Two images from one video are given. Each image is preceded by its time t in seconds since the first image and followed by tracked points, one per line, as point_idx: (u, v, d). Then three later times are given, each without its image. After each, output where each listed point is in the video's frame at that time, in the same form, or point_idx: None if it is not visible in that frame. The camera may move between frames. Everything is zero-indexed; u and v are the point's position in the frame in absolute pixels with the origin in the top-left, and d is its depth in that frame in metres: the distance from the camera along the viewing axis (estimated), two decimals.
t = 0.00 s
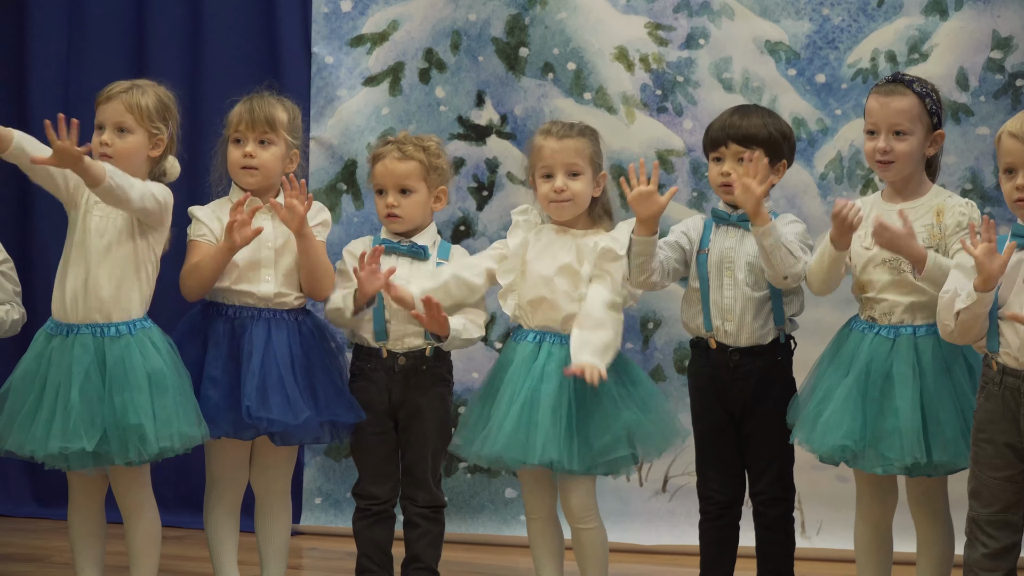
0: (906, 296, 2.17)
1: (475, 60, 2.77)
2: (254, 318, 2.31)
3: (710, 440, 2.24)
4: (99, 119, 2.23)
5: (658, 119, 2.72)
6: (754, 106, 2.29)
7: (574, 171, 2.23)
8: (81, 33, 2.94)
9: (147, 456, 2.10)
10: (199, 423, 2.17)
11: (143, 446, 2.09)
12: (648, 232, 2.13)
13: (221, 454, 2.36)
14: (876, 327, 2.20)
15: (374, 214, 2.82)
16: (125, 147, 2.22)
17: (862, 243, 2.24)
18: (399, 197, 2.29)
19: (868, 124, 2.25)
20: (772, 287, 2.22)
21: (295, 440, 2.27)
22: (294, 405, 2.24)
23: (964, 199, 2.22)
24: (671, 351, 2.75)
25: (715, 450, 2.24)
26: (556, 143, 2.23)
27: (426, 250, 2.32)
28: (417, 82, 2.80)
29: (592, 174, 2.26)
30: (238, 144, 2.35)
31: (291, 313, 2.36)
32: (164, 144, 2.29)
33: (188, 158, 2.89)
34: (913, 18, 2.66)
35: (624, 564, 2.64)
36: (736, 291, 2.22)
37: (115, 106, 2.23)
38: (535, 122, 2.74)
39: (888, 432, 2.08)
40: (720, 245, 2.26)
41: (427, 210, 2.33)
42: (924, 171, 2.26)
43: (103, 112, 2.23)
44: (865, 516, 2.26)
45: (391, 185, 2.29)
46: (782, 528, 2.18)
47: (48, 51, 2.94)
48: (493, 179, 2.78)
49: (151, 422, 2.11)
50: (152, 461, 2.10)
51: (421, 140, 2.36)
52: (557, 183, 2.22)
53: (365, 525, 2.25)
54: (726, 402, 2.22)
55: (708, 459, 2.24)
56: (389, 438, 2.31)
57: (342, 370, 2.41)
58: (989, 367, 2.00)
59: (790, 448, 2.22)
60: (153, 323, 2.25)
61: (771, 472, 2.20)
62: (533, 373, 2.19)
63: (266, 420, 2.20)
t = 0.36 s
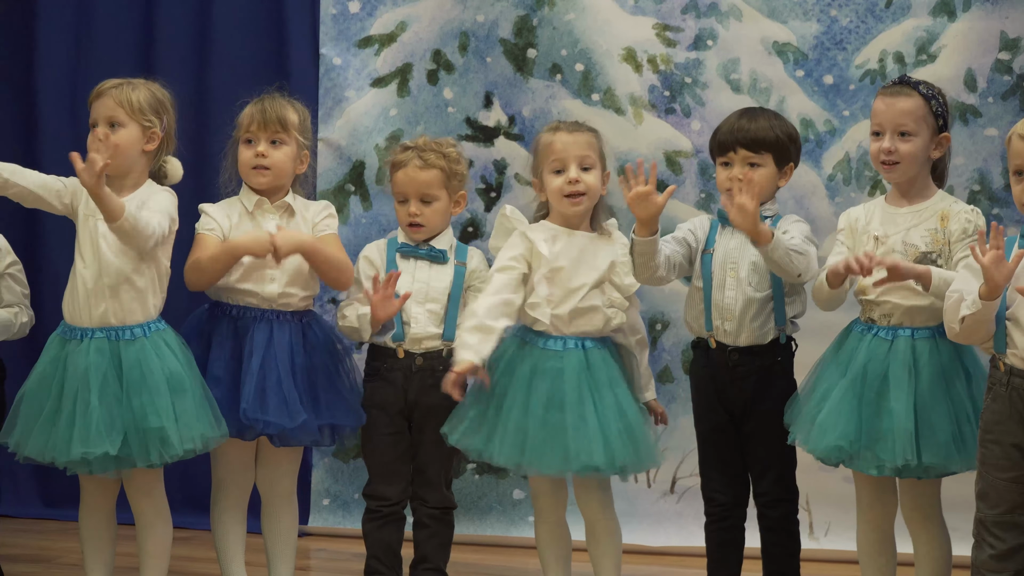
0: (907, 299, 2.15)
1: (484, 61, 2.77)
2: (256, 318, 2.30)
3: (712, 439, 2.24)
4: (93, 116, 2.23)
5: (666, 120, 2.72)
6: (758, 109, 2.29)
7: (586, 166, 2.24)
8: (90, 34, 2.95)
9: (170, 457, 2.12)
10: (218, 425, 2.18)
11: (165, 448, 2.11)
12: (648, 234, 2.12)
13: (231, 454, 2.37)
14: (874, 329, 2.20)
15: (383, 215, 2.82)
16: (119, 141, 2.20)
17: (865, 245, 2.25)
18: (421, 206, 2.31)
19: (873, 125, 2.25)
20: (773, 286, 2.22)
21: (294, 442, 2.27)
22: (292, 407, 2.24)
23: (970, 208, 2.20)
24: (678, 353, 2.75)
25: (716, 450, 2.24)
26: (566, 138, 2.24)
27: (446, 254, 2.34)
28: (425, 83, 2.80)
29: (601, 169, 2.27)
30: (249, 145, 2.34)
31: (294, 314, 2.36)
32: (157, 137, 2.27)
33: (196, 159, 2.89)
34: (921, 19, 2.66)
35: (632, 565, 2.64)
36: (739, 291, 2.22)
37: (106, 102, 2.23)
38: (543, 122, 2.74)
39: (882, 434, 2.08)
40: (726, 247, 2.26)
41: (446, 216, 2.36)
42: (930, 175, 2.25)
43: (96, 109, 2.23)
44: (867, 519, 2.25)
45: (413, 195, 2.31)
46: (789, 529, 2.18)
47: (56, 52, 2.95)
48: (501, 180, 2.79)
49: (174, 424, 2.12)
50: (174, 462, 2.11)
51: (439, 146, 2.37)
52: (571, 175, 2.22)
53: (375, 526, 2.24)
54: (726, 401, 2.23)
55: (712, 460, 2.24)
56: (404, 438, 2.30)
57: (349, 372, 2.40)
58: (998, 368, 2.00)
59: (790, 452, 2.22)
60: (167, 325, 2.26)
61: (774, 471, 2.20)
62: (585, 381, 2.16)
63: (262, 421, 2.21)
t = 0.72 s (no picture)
0: (913, 297, 2.16)
1: (490, 61, 2.77)
2: (257, 320, 2.29)
3: (719, 438, 2.24)
4: (85, 124, 2.22)
5: (672, 120, 2.72)
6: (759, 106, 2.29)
7: (587, 165, 2.25)
8: (96, 35, 2.95)
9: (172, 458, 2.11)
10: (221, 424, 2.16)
11: (167, 449, 2.10)
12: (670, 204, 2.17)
13: (234, 456, 2.35)
14: (881, 329, 2.19)
15: (389, 214, 2.82)
16: (113, 149, 2.20)
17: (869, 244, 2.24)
18: (430, 197, 2.30)
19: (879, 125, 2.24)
20: (777, 281, 2.21)
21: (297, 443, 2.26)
22: (295, 408, 2.23)
23: (975, 208, 2.21)
24: (685, 352, 2.75)
25: (722, 448, 2.24)
26: (569, 137, 2.25)
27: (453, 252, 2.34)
28: (431, 83, 2.80)
29: (605, 167, 2.28)
30: (252, 142, 2.32)
31: (297, 316, 2.33)
32: (151, 137, 2.26)
33: (203, 160, 2.90)
34: (928, 19, 2.66)
35: (638, 565, 2.64)
36: (742, 283, 2.22)
37: (95, 109, 2.21)
38: (550, 122, 2.74)
39: (893, 434, 2.08)
40: (727, 242, 2.26)
41: (455, 209, 2.35)
42: (932, 176, 2.25)
43: (86, 117, 2.21)
44: (874, 518, 2.24)
45: (420, 185, 2.30)
46: (795, 528, 2.17)
47: (63, 52, 2.95)
48: (508, 180, 2.78)
49: (176, 425, 2.11)
50: (177, 463, 2.10)
51: (444, 142, 2.37)
52: (573, 177, 2.23)
53: (383, 526, 2.25)
54: (732, 400, 2.22)
55: (719, 459, 2.24)
56: (412, 439, 2.29)
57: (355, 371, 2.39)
58: (1000, 367, 1.99)
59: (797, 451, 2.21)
60: (173, 324, 2.25)
61: (780, 469, 2.19)
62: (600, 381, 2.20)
63: (263, 422, 2.20)
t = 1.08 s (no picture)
0: (921, 299, 2.15)
1: (497, 61, 2.77)
2: (262, 326, 2.27)
3: (725, 440, 2.22)
4: (97, 123, 2.21)
5: (679, 121, 2.72)
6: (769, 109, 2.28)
7: (583, 168, 2.25)
8: (103, 35, 2.96)
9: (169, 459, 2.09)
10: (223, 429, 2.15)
11: (165, 452, 2.08)
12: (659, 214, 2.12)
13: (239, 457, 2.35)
14: (888, 331, 2.19)
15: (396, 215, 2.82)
16: (127, 147, 2.19)
17: (875, 242, 2.24)
18: (434, 196, 2.28)
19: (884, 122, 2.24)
20: (783, 285, 2.20)
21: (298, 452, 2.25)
22: (297, 419, 2.22)
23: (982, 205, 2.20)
24: (692, 352, 2.76)
25: (728, 451, 2.22)
26: (572, 138, 2.27)
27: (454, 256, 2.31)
28: (438, 84, 2.80)
29: (603, 172, 2.26)
30: (259, 144, 2.32)
31: (300, 320, 2.32)
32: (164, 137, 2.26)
33: (209, 161, 2.90)
34: (935, 19, 2.66)
35: (645, 565, 2.64)
36: (749, 287, 2.21)
37: (110, 108, 2.20)
38: (557, 122, 2.74)
39: (902, 440, 2.09)
40: (735, 246, 2.25)
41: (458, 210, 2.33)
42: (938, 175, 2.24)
43: (99, 116, 2.21)
44: (881, 520, 2.24)
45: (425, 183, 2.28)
46: (800, 529, 2.16)
47: (70, 53, 2.96)
48: (514, 180, 2.78)
49: (177, 428, 2.10)
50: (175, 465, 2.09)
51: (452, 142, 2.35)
52: (566, 178, 2.25)
53: (387, 527, 2.25)
54: (737, 401, 2.20)
55: (723, 460, 2.22)
56: (415, 440, 2.30)
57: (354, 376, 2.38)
58: (1000, 368, 1.96)
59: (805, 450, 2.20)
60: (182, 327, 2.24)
61: (786, 470, 2.17)
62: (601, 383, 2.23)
63: (265, 434, 2.18)
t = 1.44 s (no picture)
0: (929, 297, 2.15)
1: (503, 61, 2.77)
2: (271, 325, 2.27)
3: (729, 441, 2.22)
4: (107, 117, 2.21)
5: (686, 121, 2.72)
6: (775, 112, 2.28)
7: (596, 170, 2.25)
8: (110, 36, 2.96)
9: (193, 458, 2.11)
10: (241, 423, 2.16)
11: (189, 448, 2.10)
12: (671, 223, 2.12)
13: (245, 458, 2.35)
14: (895, 330, 2.19)
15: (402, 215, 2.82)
16: (135, 142, 2.19)
17: (882, 239, 2.23)
18: (432, 194, 2.31)
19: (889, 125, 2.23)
20: (788, 283, 2.20)
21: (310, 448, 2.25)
22: (309, 416, 2.22)
23: (986, 199, 2.19)
24: (698, 353, 2.76)
25: (734, 451, 2.22)
26: (584, 140, 2.26)
27: (454, 254, 2.34)
28: (444, 84, 2.80)
29: (618, 173, 2.27)
30: (262, 145, 2.31)
31: (308, 318, 2.32)
32: (174, 137, 2.26)
33: (215, 161, 2.90)
34: (941, 19, 2.65)
35: (651, 565, 2.64)
36: (754, 285, 2.21)
37: (121, 103, 2.21)
38: (563, 123, 2.74)
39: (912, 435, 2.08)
40: (739, 246, 2.24)
41: (456, 209, 2.35)
42: (945, 172, 2.25)
43: (110, 110, 2.21)
44: (888, 520, 2.24)
45: (423, 182, 2.31)
46: (803, 530, 2.17)
47: (77, 53, 2.96)
48: (520, 181, 2.78)
49: (196, 426, 2.11)
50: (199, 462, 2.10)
51: (451, 143, 2.38)
52: (578, 179, 2.25)
53: (393, 527, 2.25)
54: (741, 401, 2.21)
55: (727, 460, 2.22)
56: (417, 440, 2.30)
57: (364, 371, 2.37)
58: (1006, 367, 1.95)
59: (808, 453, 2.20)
60: (189, 325, 2.24)
61: (790, 471, 2.17)
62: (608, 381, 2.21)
63: (277, 430, 2.19)
